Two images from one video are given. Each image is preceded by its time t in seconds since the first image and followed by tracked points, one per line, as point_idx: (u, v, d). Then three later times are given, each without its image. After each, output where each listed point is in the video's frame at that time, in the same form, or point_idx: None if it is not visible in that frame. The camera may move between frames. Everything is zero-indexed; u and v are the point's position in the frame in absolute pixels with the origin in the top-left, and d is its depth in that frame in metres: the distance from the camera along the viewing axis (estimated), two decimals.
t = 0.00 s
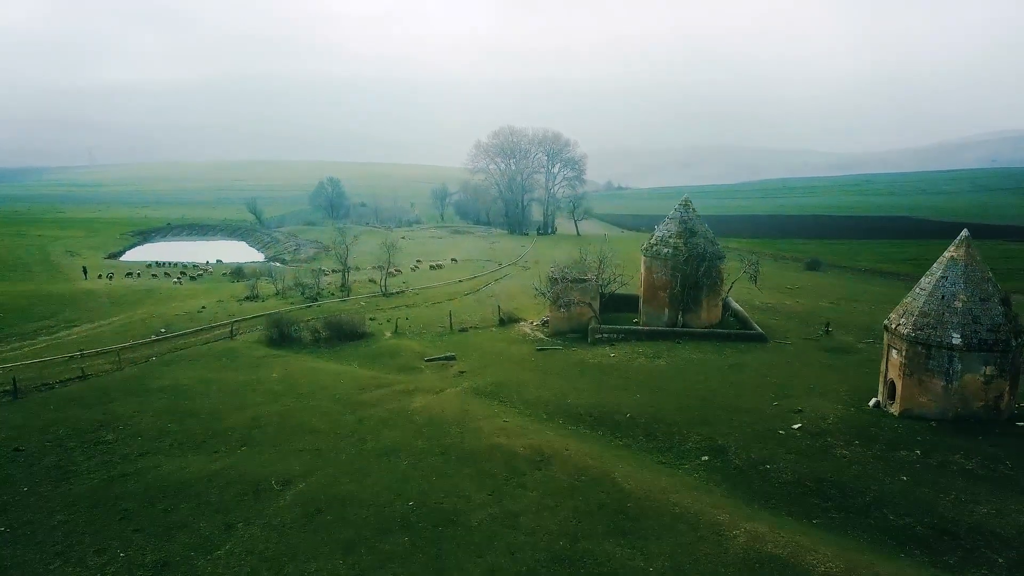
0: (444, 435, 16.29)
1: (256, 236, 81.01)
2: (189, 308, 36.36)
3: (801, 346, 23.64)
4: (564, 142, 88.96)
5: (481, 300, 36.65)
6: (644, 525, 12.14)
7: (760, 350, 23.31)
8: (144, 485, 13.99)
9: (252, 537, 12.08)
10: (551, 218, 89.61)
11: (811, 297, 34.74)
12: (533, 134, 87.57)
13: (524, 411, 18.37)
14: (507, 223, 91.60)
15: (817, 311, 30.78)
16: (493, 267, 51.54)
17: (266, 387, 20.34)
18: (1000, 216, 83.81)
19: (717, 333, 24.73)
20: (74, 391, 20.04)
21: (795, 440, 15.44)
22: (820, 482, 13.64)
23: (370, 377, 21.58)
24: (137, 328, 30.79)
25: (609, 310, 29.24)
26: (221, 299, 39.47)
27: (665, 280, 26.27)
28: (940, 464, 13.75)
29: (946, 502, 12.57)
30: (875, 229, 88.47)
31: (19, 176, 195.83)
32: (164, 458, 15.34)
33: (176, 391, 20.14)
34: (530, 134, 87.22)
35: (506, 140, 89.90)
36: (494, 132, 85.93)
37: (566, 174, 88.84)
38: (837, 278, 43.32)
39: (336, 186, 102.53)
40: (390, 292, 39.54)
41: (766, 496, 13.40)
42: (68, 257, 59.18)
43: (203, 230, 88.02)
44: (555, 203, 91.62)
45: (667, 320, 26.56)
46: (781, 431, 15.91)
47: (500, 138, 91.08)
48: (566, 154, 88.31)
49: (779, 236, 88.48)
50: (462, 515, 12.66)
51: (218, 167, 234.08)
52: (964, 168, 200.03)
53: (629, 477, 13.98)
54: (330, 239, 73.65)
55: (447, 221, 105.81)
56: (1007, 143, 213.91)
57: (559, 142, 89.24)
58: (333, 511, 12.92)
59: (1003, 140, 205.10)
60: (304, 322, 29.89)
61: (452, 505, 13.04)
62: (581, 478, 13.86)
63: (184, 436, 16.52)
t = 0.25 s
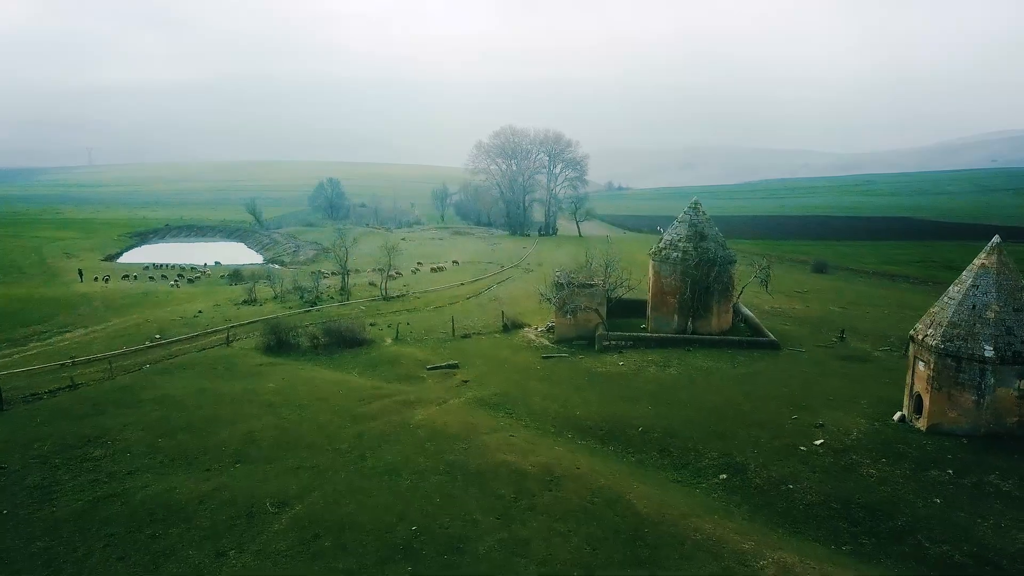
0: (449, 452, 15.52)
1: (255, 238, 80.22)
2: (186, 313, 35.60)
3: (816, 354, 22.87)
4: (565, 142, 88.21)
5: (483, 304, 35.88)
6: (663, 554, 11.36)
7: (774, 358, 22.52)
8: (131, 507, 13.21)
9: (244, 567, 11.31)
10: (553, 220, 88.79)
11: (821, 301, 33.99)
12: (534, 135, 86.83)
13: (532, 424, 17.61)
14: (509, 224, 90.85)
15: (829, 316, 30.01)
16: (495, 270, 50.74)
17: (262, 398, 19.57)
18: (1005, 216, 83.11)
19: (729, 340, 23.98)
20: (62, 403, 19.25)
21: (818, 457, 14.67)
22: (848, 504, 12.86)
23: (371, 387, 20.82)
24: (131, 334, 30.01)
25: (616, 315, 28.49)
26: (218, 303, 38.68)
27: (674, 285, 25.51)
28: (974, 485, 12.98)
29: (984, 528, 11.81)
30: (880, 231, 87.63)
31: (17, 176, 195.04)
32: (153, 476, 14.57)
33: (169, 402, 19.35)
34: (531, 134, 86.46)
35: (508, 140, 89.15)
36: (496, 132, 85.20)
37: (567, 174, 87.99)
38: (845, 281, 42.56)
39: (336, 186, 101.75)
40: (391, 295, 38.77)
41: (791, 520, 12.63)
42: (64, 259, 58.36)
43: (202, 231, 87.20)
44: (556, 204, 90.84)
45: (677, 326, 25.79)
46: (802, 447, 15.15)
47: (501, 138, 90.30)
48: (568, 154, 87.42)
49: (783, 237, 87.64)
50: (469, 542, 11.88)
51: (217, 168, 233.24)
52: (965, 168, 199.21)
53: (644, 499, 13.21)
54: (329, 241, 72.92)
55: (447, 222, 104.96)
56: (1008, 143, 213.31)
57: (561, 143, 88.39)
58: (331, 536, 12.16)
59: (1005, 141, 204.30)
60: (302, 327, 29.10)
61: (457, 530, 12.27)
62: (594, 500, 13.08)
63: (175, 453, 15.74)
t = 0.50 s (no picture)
0: (453, 468, 14.84)
1: (254, 239, 79.54)
2: (182, 317, 34.93)
3: (830, 362, 22.21)
4: (567, 142, 87.60)
5: (485, 308, 35.21)
6: None
7: (788, 366, 21.86)
8: (119, 530, 12.52)
9: None
10: (554, 221, 88.11)
11: (830, 305, 33.36)
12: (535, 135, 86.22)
13: (538, 438, 16.93)
14: (509, 225, 90.24)
15: (839, 321, 29.38)
16: (497, 272, 50.03)
17: (258, 408, 18.88)
18: (1009, 218, 82.63)
19: (740, 347, 23.33)
20: (50, 414, 18.53)
21: (841, 474, 13.98)
22: (876, 527, 12.17)
23: (371, 397, 20.13)
24: (125, 340, 29.29)
25: (623, 320, 27.82)
26: (216, 306, 37.99)
27: (683, 289, 24.82)
28: (1009, 506, 12.28)
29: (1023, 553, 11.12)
30: (883, 232, 86.93)
31: (16, 176, 194.48)
32: (143, 495, 13.88)
33: (161, 413, 18.63)
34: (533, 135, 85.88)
35: (509, 140, 88.57)
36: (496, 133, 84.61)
37: (569, 175, 87.28)
38: (852, 284, 41.97)
39: (336, 187, 101.10)
40: (391, 299, 38.11)
41: (817, 544, 11.95)
42: (60, 261, 57.68)
43: (200, 233, 86.52)
44: (558, 204, 90.22)
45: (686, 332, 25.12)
46: (822, 462, 14.47)
47: (502, 139, 89.69)
48: (569, 155, 86.72)
49: (786, 238, 86.95)
50: (476, 568, 11.19)
51: (216, 168, 232.58)
52: (966, 168, 198.61)
53: (660, 522, 12.51)
54: (329, 242, 72.26)
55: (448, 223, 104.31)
56: (1009, 143, 213.04)
57: (562, 143, 87.69)
58: (330, 562, 11.47)
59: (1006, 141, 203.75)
60: (300, 333, 28.43)
61: (464, 554, 11.59)
62: (608, 524, 12.38)
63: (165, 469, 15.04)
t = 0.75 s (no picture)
0: (458, 488, 14.09)
1: (253, 240, 78.80)
2: (178, 322, 34.21)
3: (847, 371, 21.43)
4: (569, 143, 86.97)
5: (488, 312, 34.46)
6: None
7: (803, 375, 21.11)
8: (103, 557, 11.77)
9: None
10: (556, 222, 87.34)
11: (840, 309, 32.65)
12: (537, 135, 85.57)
13: (547, 454, 16.19)
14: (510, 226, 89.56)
15: (851, 326, 28.66)
16: (499, 275, 49.24)
17: (254, 420, 18.14)
18: (1013, 219, 82.08)
19: (753, 355, 22.56)
20: (37, 427, 17.76)
21: (869, 494, 13.24)
22: (909, 555, 11.41)
23: (371, 408, 19.35)
24: (119, 346, 28.55)
25: (630, 326, 27.06)
26: (213, 311, 37.27)
27: (693, 294, 24.07)
28: None
29: None
30: (888, 232, 86.13)
31: (15, 176, 193.66)
32: (131, 517, 13.13)
33: (152, 426, 17.88)
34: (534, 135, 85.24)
35: (510, 141, 87.93)
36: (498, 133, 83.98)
37: (571, 176, 86.51)
38: (860, 287, 41.28)
39: (336, 188, 100.41)
40: (392, 302, 37.35)
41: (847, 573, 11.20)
42: (56, 263, 56.93)
43: (199, 233, 85.76)
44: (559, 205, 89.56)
45: (696, 339, 24.36)
46: (848, 482, 13.71)
47: (503, 139, 89.05)
48: (571, 155, 85.94)
49: (790, 239, 86.17)
50: None
51: (216, 168, 231.85)
52: (968, 168, 197.97)
53: (680, 548, 11.76)
54: (329, 243, 71.54)
55: (448, 223, 103.68)
56: (1009, 143, 212.70)
57: (564, 144, 86.92)
58: None
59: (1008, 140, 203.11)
60: (298, 339, 27.68)
61: None
62: (624, 551, 11.64)
63: (155, 488, 14.28)
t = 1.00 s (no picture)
0: (463, 507, 13.40)
1: (251, 241, 78.08)
2: (174, 326, 33.54)
3: (863, 379, 20.74)
4: (570, 143, 86.27)
5: (491, 317, 33.78)
6: None
7: (817, 384, 20.43)
8: None
9: None
10: (557, 223, 86.63)
11: (850, 313, 32.01)
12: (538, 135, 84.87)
13: (555, 469, 15.50)
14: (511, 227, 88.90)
15: (862, 331, 28.01)
16: (500, 277, 48.52)
17: (250, 432, 17.46)
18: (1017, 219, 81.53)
19: (765, 362, 21.89)
20: (24, 440, 17.10)
21: (896, 515, 12.55)
22: None
23: (371, 419, 18.64)
24: (114, 352, 27.88)
25: (637, 331, 26.42)
26: (210, 314, 36.54)
27: (702, 299, 23.41)
28: None
29: None
30: (891, 233, 85.52)
31: (13, 176, 192.88)
32: (118, 539, 12.46)
33: (144, 438, 17.21)
34: (535, 135, 84.54)
35: (511, 141, 87.23)
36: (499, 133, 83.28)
37: (572, 176, 85.78)
38: (867, 290, 40.65)
39: (335, 188, 99.71)
40: (393, 306, 36.63)
41: None
42: (52, 265, 56.22)
43: (197, 234, 85.05)
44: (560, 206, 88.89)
45: (705, 345, 23.68)
46: (874, 501, 13.01)
47: (504, 139, 88.35)
48: (572, 156, 85.25)
49: (792, 240, 85.51)
50: None
51: (215, 168, 231.12)
52: (968, 168, 197.50)
53: None
54: (328, 245, 70.87)
55: (449, 224, 103.01)
56: (1010, 143, 212.34)
57: (565, 144, 86.20)
58: None
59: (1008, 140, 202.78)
60: (296, 345, 27.02)
61: None
62: None
63: (145, 507, 13.61)
